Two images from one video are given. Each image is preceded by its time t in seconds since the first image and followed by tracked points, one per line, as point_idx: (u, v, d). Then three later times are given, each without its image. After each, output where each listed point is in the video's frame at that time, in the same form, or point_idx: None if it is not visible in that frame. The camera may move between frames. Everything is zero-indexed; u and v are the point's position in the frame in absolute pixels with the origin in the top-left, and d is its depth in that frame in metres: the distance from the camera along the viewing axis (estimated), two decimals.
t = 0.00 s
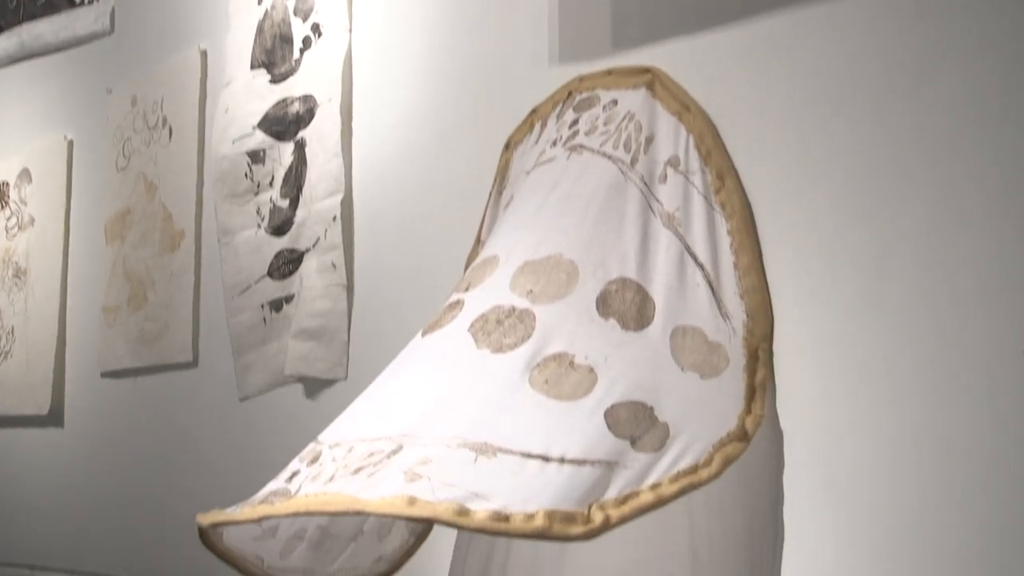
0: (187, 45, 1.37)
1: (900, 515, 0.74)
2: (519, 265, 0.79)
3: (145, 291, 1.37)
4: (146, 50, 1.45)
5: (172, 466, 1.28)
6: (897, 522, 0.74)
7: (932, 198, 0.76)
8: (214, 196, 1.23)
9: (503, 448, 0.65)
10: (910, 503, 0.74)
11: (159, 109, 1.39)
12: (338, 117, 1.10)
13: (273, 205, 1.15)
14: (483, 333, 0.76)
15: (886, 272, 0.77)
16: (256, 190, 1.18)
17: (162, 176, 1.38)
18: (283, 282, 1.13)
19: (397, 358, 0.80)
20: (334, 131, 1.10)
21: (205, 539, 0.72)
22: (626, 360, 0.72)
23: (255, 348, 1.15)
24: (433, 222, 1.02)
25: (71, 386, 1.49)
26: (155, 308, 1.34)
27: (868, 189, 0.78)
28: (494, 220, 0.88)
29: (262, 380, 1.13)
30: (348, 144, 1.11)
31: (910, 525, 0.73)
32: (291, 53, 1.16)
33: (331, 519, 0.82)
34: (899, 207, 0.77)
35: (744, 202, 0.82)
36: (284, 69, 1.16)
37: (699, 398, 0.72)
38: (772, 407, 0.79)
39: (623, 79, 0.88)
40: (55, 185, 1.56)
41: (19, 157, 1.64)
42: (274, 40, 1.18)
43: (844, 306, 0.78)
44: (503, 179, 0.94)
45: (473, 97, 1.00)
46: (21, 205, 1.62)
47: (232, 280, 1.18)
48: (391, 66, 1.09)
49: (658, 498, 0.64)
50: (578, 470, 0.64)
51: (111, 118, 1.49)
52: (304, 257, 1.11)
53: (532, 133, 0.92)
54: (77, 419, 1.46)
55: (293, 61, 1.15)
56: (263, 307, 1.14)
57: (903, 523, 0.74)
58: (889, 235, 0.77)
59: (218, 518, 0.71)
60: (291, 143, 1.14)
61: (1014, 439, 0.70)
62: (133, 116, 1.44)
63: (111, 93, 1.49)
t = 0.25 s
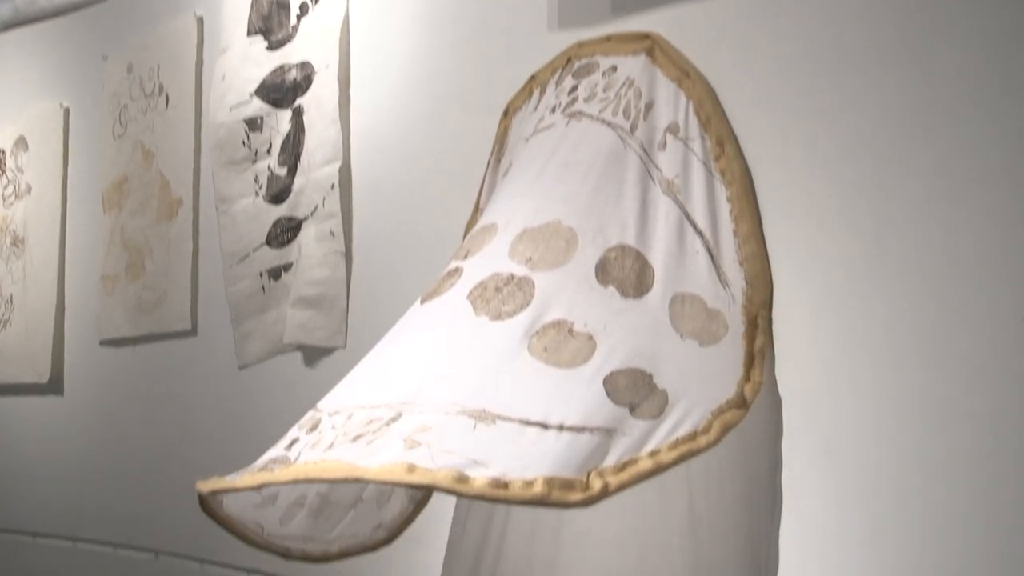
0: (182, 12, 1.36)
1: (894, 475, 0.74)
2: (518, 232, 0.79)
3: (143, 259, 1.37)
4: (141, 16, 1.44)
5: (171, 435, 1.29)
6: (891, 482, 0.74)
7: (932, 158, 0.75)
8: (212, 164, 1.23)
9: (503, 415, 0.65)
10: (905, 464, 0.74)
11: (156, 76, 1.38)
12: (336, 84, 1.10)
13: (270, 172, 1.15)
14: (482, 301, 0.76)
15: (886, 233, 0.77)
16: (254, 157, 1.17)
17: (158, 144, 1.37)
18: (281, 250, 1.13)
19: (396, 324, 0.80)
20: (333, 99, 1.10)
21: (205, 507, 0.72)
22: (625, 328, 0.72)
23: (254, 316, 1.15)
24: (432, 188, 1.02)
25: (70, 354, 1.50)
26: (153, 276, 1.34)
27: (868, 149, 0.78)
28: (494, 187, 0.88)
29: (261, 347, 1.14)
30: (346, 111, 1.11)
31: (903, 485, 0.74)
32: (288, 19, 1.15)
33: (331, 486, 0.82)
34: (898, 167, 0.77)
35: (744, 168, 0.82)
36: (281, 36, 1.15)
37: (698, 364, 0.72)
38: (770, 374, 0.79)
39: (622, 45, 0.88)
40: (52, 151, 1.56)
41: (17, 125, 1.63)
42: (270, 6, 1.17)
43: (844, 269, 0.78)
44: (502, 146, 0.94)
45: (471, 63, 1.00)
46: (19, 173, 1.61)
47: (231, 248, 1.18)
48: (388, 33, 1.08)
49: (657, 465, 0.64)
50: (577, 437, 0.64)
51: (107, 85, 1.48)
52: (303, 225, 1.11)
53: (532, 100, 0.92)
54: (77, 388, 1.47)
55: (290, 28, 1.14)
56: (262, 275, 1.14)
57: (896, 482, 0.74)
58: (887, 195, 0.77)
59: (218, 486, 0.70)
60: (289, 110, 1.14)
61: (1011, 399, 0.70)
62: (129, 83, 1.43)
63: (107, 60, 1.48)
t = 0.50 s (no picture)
0: None
1: (888, 443, 0.74)
2: (517, 203, 0.79)
3: (141, 231, 1.37)
4: None
5: (170, 408, 1.30)
6: (885, 451, 0.74)
7: (931, 122, 0.74)
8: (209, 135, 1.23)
9: (501, 386, 0.65)
10: (899, 432, 0.73)
11: (152, 47, 1.38)
12: (333, 55, 1.10)
13: (268, 143, 1.15)
14: (480, 272, 0.76)
15: (885, 200, 0.76)
16: (252, 128, 1.18)
17: (155, 115, 1.37)
18: (279, 221, 1.13)
19: (395, 295, 0.80)
20: (330, 69, 1.10)
21: (205, 478, 0.72)
22: (624, 298, 0.72)
23: (252, 288, 1.16)
24: (430, 159, 1.02)
25: (69, 326, 1.51)
26: (151, 248, 1.34)
27: (866, 114, 0.77)
28: (492, 157, 0.88)
29: (260, 319, 1.14)
30: (343, 83, 1.11)
31: (898, 454, 0.73)
32: None
33: (330, 457, 0.83)
34: (897, 131, 0.76)
35: (744, 138, 0.81)
36: (279, 6, 1.15)
37: (698, 334, 0.72)
38: (768, 344, 0.79)
39: (622, 14, 0.88)
40: (49, 122, 1.56)
41: (13, 95, 1.63)
42: None
43: (844, 237, 0.78)
44: (500, 116, 0.94)
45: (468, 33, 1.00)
46: (16, 144, 1.62)
47: (229, 219, 1.19)
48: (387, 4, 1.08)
49: (656, 436, 0.63)
50: (576, 407, 0.64)
51: (103, 55, 1.47)
52: (301, 196, 1.11)
53: (530, 69, 0.92)
54: (77, 360, 1.48)
55: None
56: (260, 247, 1.15)
57: (891, 451, 0.74)
58: (886, 160, 0.76)
59: (219, 457, 0.70)
60: (286, 80, 1.13)
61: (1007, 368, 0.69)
62: (125, 53, 1.42)
63: (103, 30, 1.48)
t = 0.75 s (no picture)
0: None
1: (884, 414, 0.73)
2: (516, 177, 0.79)
3: (139, 207, 1.37)
4: None
5: (169, 385, 1.30)
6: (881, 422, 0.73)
7: (933, 89, 0.73)
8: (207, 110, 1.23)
9: (500, 361, 0.65)
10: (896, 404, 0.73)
11: (149, 21, 1.37)
12: (332, 29, 1.09)
13: (266, 118, 1.15)
14: (480, 248, 0.75)
15: (885, 170, 0.75)
16: (250, 103, 1.18)
17: (152, 90, 1.36)
18: (278, 197, 1.13)
19: (394, 270, 0.80)
20: (329, 43, 1.09)
21: (205, 454, 0.72)
22: (623, 274, 0.72)
23: (251, 263, 1.16)
24: (429, 133, 1.02)
25: (66, 301, 1.51)
26: (149, 224, 1.34)
27: (867, 82, 0.76)
28: (492, 132, 0.88)
29: (259, 295, 1.15)
30: (342, 58, 1.10)
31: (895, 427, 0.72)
32: None
33: (329, 433, 0.83)
34: (899, 99, 0.75)
35: (744, 112, 0.81)
36: None
37: (697, 309, 0.71)
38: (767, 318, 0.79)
39: None
40: (45, 97, 1.56)
41: (9, 69, 1.63)
42: None
43: (845, 209, 0.77)
44: (499, 90, 0.94)
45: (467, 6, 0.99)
46: (12, 119, 1.62)
47: (228, 194, 1.19)
48: None
49: (656, 410, 0.63)
50: (575, 382, 0.63)
51: (100, 30, 1.47)
52: (300, 171, 1.11)
53: (530, 43, 0.91)
54: (76, 336, 1.48)
55: None
56: (258, 222, 1.15)
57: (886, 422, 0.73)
58: (886, 129, 0.75)
59: (218, 433, 0.70)
60: (284, 55, 1.13)
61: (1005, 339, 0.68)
62: (122, 28, 1.42)
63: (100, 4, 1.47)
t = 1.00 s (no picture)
0: None
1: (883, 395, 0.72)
2: (514, 155, 0.79)
3: (137, 184, 1.37)
4: None
5: (169, 363, 1.32)
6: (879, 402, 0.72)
7: (935, 59, 0.72)
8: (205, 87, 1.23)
9: (500, 339, 0.65)
10: (894, 384, 0.71)
11: None
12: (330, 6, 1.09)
13: (264, 95, 1.16)
14: (479, 226, 0.75)
15: (886, 143, 0.74)
16: (248, 80, 1.18)
17: (150, 67, 1.36)
18: (276, 174, 1.14)
19: (393, 248, 0.80)
20: (327, 20, 1.09)
21: (205, 432, 0.72)
22: (622, 251, 0.72)
23: (250, 241, 1.17)
24: (427, 111, 1.01)
25: (66, 280, 1.53)
26: (147, 202, 1.34)
27: (864, 54, 0.75)
28: (490, 109, 0.88)
29: (259, 273, 1.16)
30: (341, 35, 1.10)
31: (891, 403, 0.71)
32: None
33: (329, 412, 0.82)
34: (896, 70, 0.74)
35: (744, 89, 0.80)
36: None
37: (697, 287, 0.71)
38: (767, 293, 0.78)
39: None
40: (42, 76, 1.56)
41: (7, 45, 1.63)
42: None
43: (846, 183, 0.76)
44: (498, 67, 0.93)
45: None
46: (10, 96, 1.63)
47: (226, 172, 1.20)
48: None
49: (655, 388, 0.63)
50: (574, 359, 0.63)
51: (97, 7, 1.46)
52: (298, 149, 1.12)
53: (529, 20, 0.91)
54: (77, 314, 1.51)
55: None
56: (257, 200, 1.16)
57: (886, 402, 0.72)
58: (888, 102, 0.74)
59: (217, 411, 0.70)
60: (282, 32, 1.13)
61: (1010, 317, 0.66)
62: (119, 5, 1.41)
63: None
